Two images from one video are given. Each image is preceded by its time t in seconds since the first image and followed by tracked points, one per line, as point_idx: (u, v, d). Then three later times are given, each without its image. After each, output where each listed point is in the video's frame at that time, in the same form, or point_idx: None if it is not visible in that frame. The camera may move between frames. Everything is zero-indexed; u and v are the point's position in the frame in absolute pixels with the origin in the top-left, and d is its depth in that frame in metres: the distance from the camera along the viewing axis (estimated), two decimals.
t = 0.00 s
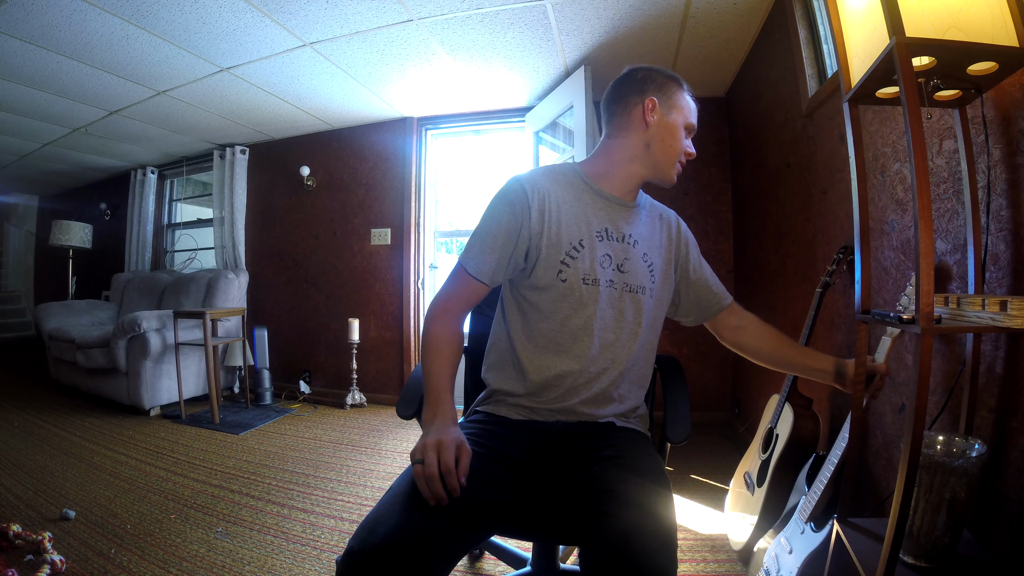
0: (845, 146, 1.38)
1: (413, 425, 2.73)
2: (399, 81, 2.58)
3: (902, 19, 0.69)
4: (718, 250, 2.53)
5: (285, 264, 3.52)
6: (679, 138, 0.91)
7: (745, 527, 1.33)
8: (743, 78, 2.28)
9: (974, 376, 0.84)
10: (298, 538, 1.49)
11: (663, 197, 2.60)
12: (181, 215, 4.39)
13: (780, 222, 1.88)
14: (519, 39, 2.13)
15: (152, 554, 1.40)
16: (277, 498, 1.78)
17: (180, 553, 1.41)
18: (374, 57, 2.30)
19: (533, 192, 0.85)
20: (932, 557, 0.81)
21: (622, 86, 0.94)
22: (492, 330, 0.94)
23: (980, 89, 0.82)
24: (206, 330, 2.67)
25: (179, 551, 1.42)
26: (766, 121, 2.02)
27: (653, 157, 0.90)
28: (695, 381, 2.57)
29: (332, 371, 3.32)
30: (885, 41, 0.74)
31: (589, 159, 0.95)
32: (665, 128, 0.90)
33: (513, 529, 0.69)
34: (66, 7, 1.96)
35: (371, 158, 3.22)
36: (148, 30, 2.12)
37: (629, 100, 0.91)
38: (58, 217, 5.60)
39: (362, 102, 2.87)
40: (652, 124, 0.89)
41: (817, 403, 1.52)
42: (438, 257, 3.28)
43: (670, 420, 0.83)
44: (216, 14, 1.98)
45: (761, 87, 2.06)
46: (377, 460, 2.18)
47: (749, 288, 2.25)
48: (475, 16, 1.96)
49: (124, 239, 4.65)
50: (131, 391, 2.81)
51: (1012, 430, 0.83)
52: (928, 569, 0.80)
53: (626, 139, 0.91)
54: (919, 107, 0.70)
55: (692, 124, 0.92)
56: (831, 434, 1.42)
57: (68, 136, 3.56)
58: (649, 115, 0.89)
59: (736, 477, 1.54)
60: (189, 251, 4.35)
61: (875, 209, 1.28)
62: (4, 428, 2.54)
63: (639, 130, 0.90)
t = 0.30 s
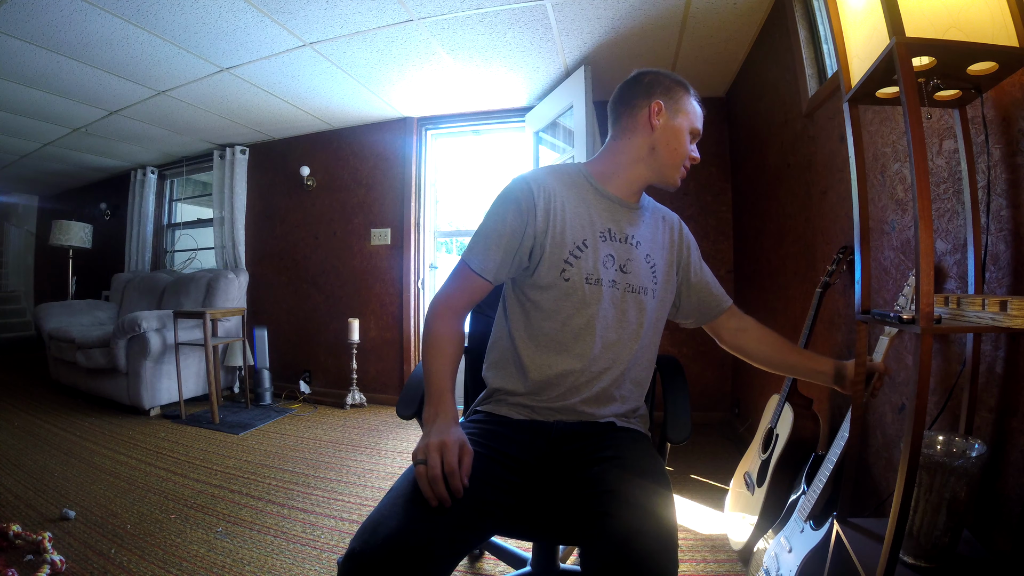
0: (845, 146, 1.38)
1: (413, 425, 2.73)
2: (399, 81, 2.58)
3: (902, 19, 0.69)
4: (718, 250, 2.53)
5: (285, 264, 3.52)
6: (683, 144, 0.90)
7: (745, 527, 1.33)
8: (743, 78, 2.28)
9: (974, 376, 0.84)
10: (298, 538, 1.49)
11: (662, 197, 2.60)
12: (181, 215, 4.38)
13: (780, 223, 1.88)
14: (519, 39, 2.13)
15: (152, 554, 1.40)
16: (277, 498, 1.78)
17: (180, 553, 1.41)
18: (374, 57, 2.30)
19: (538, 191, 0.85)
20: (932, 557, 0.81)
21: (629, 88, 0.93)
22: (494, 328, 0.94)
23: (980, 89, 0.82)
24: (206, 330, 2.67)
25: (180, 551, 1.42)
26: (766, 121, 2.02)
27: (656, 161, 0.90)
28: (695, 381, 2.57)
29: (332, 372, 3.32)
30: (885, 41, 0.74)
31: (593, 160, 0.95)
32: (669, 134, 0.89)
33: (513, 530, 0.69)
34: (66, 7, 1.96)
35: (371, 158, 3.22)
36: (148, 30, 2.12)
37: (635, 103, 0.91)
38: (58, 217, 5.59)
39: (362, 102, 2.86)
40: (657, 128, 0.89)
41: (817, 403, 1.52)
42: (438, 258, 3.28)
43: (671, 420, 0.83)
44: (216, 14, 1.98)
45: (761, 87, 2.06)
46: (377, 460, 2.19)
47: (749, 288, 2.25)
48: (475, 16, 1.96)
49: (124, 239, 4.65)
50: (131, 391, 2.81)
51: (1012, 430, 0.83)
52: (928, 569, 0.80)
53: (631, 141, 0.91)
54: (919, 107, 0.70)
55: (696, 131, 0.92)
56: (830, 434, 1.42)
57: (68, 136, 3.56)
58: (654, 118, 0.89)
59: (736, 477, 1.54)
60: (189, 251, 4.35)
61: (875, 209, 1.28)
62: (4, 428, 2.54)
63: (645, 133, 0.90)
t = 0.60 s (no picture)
0: (845, 146, 1.38)
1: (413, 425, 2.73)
2: (399, 81, 2.58)
3: (902, 19, 0.70)
4: (718, 250, 2.53)
5: (285, 264, 3.52)
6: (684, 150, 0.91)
7: (745, 527, 1.33)
8: (743, 78, 2.28)
9: (974, 376, 0.84)
10: (298, 538, 1.49)
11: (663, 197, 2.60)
12: (181, 215, 4.39)
13: (780, 223, 1.88)
14: (519, 39, 2.13)
15: (152, 554, 1.40)
16: (277, 498, 1.78)
17: (180, 553, 1.41)
18: (375, 57, 2.30)
19: (541, 189, 0.85)
20: (932, 557, 0.81)
21: (633, 90, 0.93)
22: (493, 326, 0.95)
23: (980, 89, 0.82)
24: (206, 330, 2.67)
25: (180, 551, 1.42)
26: (766, 121, 2.02)
27: (656, 165, 0.91)
28: (695, 381, 2.57)
29: (332, 371, 3.32)
30: (885, 41, 0.74)
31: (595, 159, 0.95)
32: (670, 139, 0.89)
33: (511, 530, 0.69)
34: (67, 8, 1.97)
35: (371, 158, 3.22)
36: (148, 30, 2.12)
37: (638, 105, 0.90)
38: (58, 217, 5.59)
39: (362, 102, 2.86)
40: (659, 133, 0.89)
41: (817, 403, 1.52)
42: (438, 257, 3.29)
43: (671, 419, 0.83)
44: (217, 14, 1.98)
45: (761, 87, 2.06)
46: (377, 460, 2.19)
47: (749, 288, 2.25)
48: (475, 16, 1.96)
49: (124, 239, 4.65)
50: (131, 391, 2.81)
51: (1012, 430, 0.83)
52: (928, 569, 0.80)
53: (633, 143, 0.91)
54: (919, 107, 0.70)
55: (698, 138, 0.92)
56: (830, 434, 1.42)
57: (68, 136, 3.56)
58: (656, 122, 0.89)
59: (736, 477, 1.54)
60: (189, 251, 4.35)
61: (875, 209, 1.29)
62: (5, 428, 2.54)
63: (647, 135, 0.90)
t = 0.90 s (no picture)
0: (844, 146, 1.38)
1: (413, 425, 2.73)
2: (399, 81, 2.58)
3: (902, 19, 0.70)
4: (718, 250, 2.53)
5: (285, 264, 3.51)
6: (686, 155, 0.90)
7: (745, 527, 1.33)
8: (743, 78, 2.28)
9: (974, 376, 0.84)
10: (298, 538, 1.49)
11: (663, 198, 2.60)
12: (181, 215, 4.38)
13: (780, 222, 1.88)
14: (519, 39, 2.13)
15: (152, 554, 1.40)
16: (277, 498, 1.78)
17: (180, 554, 1.41)
18: (375, 57, 2.30)
19: (542, 190, 0.85)
20: (932, 557, 0.81)
21: (637, 94, 0.92)
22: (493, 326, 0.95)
23: (980, 89, 0.82)
24: (206, 330, 2.67)
25: (180, 551, 1.42)
26: (767, 121, 2.02)
27: (658, 170, 0.90)
28: (695, 381, 2.57)
29: (332, 371, 3.32)
30: (885, 41, 0.74)
31: (596, 161, 0.95)
32: (673, 144, 0.89)
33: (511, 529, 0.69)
34: (67, 8, 1.96)
35: (370, 158, 3.22)
36: (148, 30, 2.12)
37: (641, 109, 0.90)
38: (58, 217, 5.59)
39: (362, 102, 2.86)
40: (661, 138, 0.88)
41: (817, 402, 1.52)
42: (438, 258, 3.29)
43: (670, 420, 0.83)
44: (216, 14, 1.98)
45: (761, 87, 2.05)
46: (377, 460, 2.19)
47: (749, 288, 2.25)
48: (475, 16, 1.96)
49: (124, 239, 4.65)
50: (131, 391, 2.81)
51: (1012, 430, 0.83)
52: (928, 570, 0.80)
53: (635, 147, 0.90)
54: (919, 107, 0.70)
55: (701, 145, 0.92)
56: (830, 434, 1.42)
57: (68, 136, 3.56)
58: (659, 127, 0.88)
59: (736, 476, 1.54)
60: (189, 251, 4.35)
61: (875, 209, 1.29)
62: (5, 428, 2.54)
63: (649, 140, 0.89)
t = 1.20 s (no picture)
0: (845, 146, 1.38)
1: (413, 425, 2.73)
2: (399, 81, 2.58)
3: (902, 19, 0.69)
4: (718, 250, 2.53)
5: (285, 264, 3.52)
6: (679, 152, 0.89)
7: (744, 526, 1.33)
8: (743, 78, 2.28)
9: (974, 376, 0.84)
10: (298, 538, 1.49)
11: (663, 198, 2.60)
12: (181, 215, 4.39)
13: (780, 222, 1.88)
14: (519, 39, 2.13)
15: (152, 554, 1.40)
16: (277, 498, 1.78)
17: (179, 554, 1.41)
18: (375, 57, 2.30)
19: (536, 192, 0.86)
20: (932, 557, 0.81)
21: (627, 95, 0.93)
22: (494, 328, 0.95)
23: (980, 89, 0.82)
24: (206, 330, 2.67)
25: (180, 551, 1.42)
26: (767, 121, 2.02)
27: (651, 167, 0.90)
28: (695, 381, 2.57)
29: (332, 371, 3.32)
30: (885, 41, 0.74)
31: (589, 162, 0.96)
32: (665, 142, 0.88)
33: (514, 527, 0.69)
34: (67, 8, 1.97)
35: (371, 158, 3.22)
36: (149, 30, 2.12)
37: (631, 108, 0.90)
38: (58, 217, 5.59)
39: (363, 102, 2.86)
40: (653, 136, 0.88)
41: (817, 403, 1.52)
42: (438, 257, 3.29)
43: (670, 419, 0.83)
44: (217, 14, 1.98)
45: (761, 87, 2.05)
46: (377, 460, 2.18)
47: (749, 287, 2.25)
48: (475, 16, 1.96)
49: (124, 239, 4.65)
50: (131, 391, 2.81)
51: (1012, 430, 0.83)
52: (928, 569, 0.80)
53: (627, 146, 0.91)
54: (919, 107, 0.71)
55: (698, 142, 0.90)
56: (830, 434, 1.42)
57: (68, 136, 3.56)
58: (649, 126, 0.88)
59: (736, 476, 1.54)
60: (189, 251, 4.36)
61: (875, 209, 1.28)
62: (5, 428, 2.54)
63: (640, 140, 0.89)
